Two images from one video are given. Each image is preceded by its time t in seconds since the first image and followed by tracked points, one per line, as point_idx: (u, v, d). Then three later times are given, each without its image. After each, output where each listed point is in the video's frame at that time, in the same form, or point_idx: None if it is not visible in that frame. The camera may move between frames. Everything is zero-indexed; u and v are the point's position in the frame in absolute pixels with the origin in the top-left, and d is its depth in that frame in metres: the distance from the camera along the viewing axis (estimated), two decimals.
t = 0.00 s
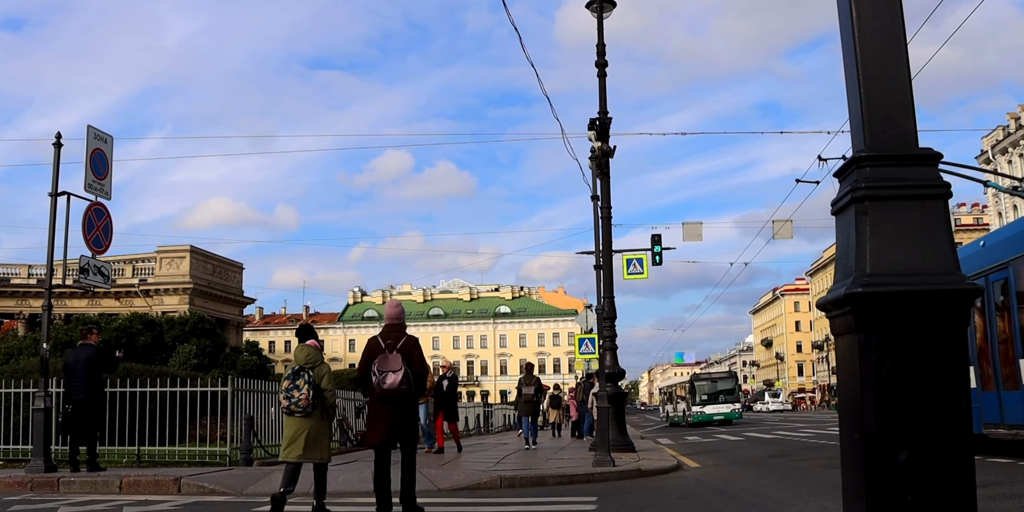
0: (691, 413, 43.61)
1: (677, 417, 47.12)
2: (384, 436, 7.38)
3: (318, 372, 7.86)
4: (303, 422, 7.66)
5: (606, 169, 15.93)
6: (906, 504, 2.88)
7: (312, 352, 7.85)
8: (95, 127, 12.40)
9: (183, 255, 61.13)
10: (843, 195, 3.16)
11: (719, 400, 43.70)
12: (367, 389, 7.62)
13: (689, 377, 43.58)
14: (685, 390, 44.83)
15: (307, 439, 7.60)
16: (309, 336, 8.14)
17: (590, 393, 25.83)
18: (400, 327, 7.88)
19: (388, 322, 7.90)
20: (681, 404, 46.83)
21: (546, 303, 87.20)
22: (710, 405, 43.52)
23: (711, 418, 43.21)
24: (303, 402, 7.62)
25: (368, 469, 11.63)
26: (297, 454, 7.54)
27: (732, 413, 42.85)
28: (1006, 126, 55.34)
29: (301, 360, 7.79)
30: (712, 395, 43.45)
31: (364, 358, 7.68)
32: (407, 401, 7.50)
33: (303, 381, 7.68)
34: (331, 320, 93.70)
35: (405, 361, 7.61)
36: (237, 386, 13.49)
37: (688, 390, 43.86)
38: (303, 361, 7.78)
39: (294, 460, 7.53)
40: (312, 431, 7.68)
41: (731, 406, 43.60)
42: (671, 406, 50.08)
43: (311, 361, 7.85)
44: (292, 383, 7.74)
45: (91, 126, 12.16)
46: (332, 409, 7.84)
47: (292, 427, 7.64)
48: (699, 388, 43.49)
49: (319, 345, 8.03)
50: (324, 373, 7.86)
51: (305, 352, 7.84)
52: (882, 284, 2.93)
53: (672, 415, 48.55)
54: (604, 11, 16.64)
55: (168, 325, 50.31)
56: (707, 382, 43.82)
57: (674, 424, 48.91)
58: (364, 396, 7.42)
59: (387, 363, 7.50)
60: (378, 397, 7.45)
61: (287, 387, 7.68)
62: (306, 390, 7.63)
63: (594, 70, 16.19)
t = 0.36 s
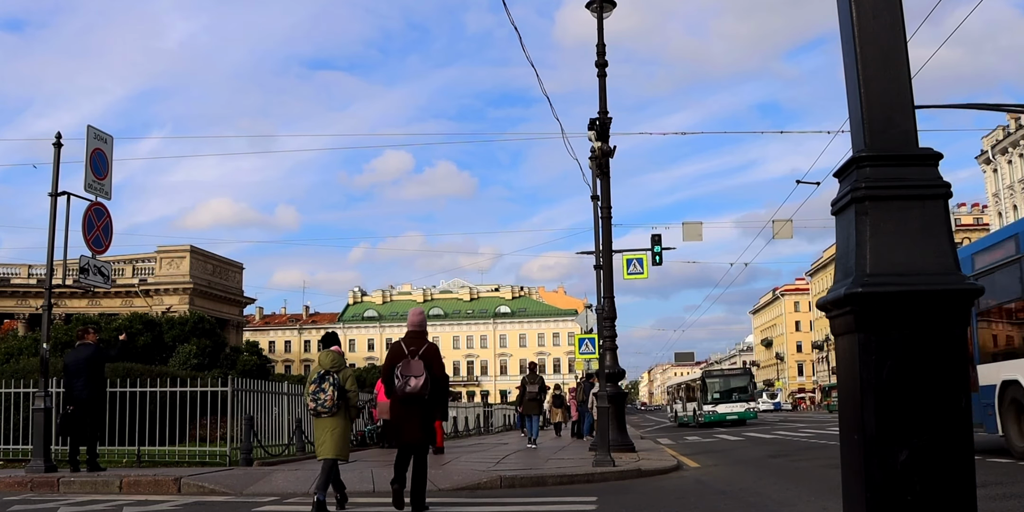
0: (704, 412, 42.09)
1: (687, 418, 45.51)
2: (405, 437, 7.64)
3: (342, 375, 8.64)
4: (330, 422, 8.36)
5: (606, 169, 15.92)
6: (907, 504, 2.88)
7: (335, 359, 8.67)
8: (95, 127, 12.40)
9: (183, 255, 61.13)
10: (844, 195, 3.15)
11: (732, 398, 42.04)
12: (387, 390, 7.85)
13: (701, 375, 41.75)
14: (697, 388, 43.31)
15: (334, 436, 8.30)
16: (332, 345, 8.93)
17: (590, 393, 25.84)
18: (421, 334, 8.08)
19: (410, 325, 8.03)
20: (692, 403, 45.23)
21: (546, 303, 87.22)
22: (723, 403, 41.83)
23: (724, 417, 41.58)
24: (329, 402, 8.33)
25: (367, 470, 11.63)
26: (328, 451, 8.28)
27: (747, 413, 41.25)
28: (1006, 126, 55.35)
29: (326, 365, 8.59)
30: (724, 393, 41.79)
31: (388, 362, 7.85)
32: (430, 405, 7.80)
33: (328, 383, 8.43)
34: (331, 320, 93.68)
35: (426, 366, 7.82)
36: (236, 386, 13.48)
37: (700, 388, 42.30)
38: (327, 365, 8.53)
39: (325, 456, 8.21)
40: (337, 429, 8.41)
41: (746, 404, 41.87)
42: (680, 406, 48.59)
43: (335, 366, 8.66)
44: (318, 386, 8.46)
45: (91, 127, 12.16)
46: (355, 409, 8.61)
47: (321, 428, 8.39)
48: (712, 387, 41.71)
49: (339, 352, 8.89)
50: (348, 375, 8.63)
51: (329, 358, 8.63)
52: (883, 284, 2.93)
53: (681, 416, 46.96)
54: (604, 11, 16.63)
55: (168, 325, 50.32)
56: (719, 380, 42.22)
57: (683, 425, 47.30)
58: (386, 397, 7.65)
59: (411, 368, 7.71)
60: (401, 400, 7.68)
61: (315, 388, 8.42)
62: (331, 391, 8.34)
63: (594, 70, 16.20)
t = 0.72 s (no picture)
0: (717, 412, 40.40)
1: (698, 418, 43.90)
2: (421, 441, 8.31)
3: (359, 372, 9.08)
4: (346, 418, 8.77)
5: (606, 169, 15.92)
6: (907, 504, 2.88)
7: (352, 357, 9.04)
8: (95, 127, 12.39)
9: (183, 255, 61.10)
10: (844, 195, 3.15)
11: (747, 396, 40.25)
12: (404, 398, 8.51)
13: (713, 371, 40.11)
14: (710, 386, 41.60)
15: (351, 432, 8.68)
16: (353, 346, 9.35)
17: (590, 392, 25.88)
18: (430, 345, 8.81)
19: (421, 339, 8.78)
20: (704, 403, 43.47)
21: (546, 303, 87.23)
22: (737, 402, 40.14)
23: (739, 417, 39.86)
24: (348, 399, 8.75)
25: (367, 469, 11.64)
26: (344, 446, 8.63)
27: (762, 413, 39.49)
28: (1006, 125, 55.34)
29: (345, 364, 9.02)
30: (738, 391, 39.99)
31: (402, 372, 8.54)
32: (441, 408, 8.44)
33: (345, 381, 8.83)
34: (331, 320, 93.71)
35: (438, 374, 8.50)
36: (237, 386, 13.48)
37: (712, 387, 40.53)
38: (346, 363, 8.97)
39: (341, 450, 8.60)
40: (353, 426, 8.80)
41: (762, 403, 40.02)
42: (691, 405, 46.98)
43: (352, 364, 9.09)
44: (337, 384, 8.87)
45: (91, 127, 12.16)
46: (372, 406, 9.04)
47: (338, 422, 8.75)
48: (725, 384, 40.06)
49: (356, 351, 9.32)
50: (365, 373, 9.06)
51: (347, 357, 9.07)
52: (882, 283, 2.93)
53: (692, 416, 45.43)
54: (604, 11, 16.61)
55: (168, 325, 50.30)
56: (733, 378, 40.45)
57: (695, 425, 45.71)
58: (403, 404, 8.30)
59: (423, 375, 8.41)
60: (416, 408, 8.33)
61: (332, 387, 8.80)
62: (350, 388, 8.78)
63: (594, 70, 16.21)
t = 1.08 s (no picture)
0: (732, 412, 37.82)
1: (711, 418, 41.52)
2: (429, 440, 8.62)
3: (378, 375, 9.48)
4: (367, 418, 9.19)
5: (606, 169, 15.92)
6: (907, 504, 2.88)
7: (372, 360, 9.48)
8: (95, 127, 12.39)
9: (183, 255, 61.11)
10: (843, 194, 3.16)
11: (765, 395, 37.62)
12: (415, 399, 8.84)
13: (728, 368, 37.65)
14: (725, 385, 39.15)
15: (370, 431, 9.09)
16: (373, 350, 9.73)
17: (590, 392, 25.89)
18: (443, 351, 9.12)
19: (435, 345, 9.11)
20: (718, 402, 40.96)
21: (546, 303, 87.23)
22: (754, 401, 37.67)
23: (756, 417, 37.24)
24: (367, 399, 9.16)
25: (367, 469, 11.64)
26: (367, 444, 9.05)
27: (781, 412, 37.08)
28: (1007, 125, 55.32)
29: (365, 366, 9.44)
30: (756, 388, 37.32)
31: (415, 374, 8.89)
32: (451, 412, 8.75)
33: (365, 383, 9.22)
34: (331, 320, 93.68)
35: (449, 377, 8.81)
36: (237, 386, 13.48)
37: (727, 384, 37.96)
38: (365, 366, 9.40)
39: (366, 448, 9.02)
40: (373, 425, 9.19)
41: (781, 402, 37.30)
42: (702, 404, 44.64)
43: (371, 368, 9.51)
44: (357, 385, 9.31)
45: (91, 127, 12.15)
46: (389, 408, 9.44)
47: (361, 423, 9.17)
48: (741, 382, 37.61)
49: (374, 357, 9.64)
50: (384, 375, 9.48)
51: (367, 360, 9.50)
52: (883, 284, 2.93)
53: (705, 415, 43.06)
54: (604, 11, 16.62)
55: (168, 325, 50.33)
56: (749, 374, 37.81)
57: (707, 426, 43.29)
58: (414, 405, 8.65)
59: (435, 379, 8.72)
60: (427, 408, 8.67)
61: (353, 388, 9.21)
62: (369, 388, 9.17)
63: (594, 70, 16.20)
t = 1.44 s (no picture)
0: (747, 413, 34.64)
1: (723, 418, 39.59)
2: (445, 432, 9.16)
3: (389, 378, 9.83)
4: (381, 420, 9.48)
5: (606, 169, 15.92)
6: (907, 505, 2.88)
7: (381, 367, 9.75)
8: (95, 126, 12.38)
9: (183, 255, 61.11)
10: (843, 195, 3.16)
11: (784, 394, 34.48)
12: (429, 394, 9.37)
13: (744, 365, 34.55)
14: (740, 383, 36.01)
15: (387, 432, 9.42)
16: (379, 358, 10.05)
17: (590, 392, 25.89)
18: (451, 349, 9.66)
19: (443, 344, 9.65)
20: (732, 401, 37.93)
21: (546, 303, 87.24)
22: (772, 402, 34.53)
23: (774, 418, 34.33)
24: (380, 403, 9.47)
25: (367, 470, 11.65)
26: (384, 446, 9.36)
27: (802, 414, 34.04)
28: (1007, 125, 55.31)
29: (374, 372, 9.74)
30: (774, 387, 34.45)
31: (428, 372, 9.39)
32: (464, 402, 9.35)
33: (378, 387, 9.53)
34: (331, 320, 93.65)
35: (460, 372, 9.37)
36: (237, 386, 13.47)
37: (743, 381, 35.18)
38: (376, 372, 9.68)
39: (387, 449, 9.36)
40: (387, 427, 9.49)
41: (802, 402, 34.37)
42: (714, 404, 42.89)
43: (380, 373, 9.78)
44: (368, 390, 9.57)
45: (91, 127, 12.14)
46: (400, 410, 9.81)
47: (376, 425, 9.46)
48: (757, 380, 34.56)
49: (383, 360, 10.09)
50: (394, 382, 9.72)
51: (376, 366, 9.80)
52: (884, 284, 2.93)
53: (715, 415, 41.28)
54: (604, 11, 16.62)
55: (168, 325, 50.30)
56: (767, 371, 34.92)
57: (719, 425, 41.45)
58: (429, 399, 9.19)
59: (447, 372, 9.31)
60: (442, 401, 9.21)
61: (365, 392, 9.50)
62: (382, 393, 9.50)
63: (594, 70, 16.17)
